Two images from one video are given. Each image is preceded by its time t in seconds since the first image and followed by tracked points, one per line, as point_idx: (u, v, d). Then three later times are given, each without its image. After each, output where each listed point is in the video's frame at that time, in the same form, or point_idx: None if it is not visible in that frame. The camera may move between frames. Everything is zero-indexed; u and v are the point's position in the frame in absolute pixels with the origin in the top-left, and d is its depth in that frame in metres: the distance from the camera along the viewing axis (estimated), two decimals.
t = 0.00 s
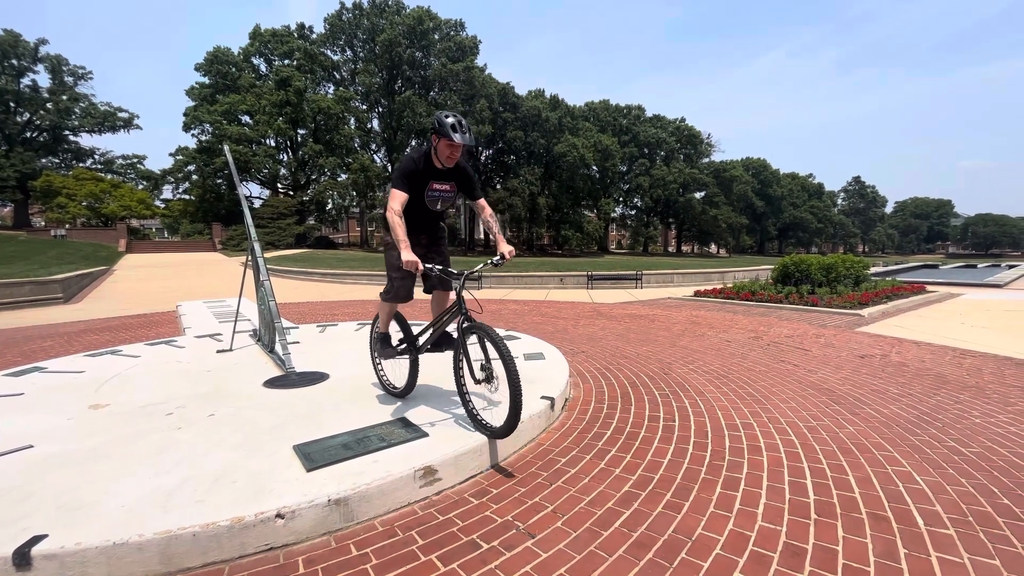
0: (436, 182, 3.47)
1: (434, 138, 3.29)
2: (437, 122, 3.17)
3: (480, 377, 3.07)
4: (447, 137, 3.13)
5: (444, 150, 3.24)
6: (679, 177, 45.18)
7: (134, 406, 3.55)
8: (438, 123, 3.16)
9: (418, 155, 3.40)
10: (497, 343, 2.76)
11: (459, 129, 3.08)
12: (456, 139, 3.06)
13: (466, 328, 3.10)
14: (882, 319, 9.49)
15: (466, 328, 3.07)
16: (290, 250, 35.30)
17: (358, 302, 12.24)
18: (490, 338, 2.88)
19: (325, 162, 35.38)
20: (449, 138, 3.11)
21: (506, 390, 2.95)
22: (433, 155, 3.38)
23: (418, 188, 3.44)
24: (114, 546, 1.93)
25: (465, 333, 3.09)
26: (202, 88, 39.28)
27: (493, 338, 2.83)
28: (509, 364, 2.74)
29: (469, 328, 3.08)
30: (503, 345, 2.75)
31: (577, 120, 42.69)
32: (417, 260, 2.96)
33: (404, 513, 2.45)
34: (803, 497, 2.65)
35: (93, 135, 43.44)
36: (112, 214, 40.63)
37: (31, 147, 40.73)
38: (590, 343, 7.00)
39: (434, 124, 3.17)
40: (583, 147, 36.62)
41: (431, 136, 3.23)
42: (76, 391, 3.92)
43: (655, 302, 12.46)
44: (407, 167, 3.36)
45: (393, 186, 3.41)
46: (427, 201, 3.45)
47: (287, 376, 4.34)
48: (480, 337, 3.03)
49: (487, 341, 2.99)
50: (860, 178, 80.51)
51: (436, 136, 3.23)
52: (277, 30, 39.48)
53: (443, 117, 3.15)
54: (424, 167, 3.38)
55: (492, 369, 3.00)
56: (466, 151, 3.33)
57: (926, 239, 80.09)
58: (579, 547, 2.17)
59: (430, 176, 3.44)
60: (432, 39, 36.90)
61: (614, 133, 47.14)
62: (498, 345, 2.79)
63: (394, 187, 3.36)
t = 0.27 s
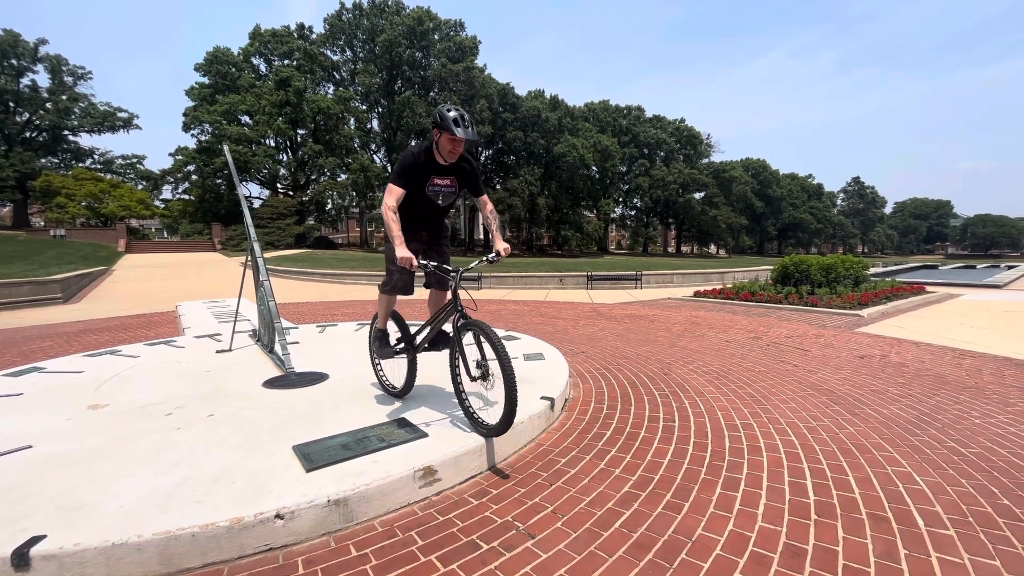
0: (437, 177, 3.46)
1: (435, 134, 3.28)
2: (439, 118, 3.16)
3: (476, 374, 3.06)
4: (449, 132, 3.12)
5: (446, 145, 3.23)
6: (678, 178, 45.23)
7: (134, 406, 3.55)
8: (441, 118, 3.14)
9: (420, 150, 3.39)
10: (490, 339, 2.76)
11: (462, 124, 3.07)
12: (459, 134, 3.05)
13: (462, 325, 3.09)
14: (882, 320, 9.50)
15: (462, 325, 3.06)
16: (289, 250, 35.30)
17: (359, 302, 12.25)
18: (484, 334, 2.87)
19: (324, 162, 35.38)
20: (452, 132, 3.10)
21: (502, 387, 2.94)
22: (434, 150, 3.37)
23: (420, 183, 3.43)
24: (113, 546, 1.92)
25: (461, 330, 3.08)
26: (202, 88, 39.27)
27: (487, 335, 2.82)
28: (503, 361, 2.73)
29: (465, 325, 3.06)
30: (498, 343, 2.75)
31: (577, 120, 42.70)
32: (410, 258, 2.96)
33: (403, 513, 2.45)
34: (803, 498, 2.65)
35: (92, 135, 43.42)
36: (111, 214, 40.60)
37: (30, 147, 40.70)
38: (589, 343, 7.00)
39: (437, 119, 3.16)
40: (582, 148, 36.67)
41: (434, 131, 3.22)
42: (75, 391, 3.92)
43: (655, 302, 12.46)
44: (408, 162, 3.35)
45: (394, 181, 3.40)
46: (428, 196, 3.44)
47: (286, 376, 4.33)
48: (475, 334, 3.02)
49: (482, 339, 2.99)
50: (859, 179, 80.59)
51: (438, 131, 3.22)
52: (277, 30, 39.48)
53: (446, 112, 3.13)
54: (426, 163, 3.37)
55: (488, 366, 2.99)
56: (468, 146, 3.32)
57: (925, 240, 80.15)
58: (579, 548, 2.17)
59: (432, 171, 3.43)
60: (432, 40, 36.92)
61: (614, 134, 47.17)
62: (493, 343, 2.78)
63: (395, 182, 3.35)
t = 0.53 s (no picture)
0: (443, 184, 3.45)
1: (443, 140, 3.28)
2: (447, 124, 3.14)
3: (474, 384, 3.04)
4: (456, 140, 3.12)
5: (453, 151, 3.22)
6: (678, 178, 45.28)
7: (132, 407, 3.54)
8: (448, 124, 3.13)
9: (426, 156, 3.39)
10: (491, 350, 2.74)
11: (469, 133, 3.06)
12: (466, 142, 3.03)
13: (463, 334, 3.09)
14: (881, 321, 9.51)
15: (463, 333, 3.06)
16: (288, 250, 35.27)
17: (358, 303, 12.26)
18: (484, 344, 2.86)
19: (324, 162, 35.37)
20: (459, 140, 3.09)
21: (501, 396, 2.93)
22: (442, 157, 3.36)
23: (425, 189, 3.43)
24: (112, 547, 1.92)
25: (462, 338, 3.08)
26: (201, 88, 39.27)
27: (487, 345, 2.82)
28: (504, 370, 2.72)
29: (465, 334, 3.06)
30: (498, 351, 2.73)
31: (576, 121, 42.74)
32: (416, 266, 2.95)
33: (402, 514, 2.44)
34: (803, 499, 2.65)
35: (92, 135, 43.42)
36: (111, 214, 40.56)
37: (29, 147, 40.66)
38: (588, 344, 7.00)
39: (445, 125, 3.15)
40: (582, 148, 36.74)
41: (441, 138, 3.21)
42: (74, 391, 3.91)
43: (654, 303, 12.48)
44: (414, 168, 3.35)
45: (400, 186, 3.39)
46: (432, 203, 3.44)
47: (285, 377, 4.33)
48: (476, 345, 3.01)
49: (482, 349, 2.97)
50: (858, 180, 80.69)
51: (446, 139, 3.21)
52: (277, 30, 39.50)
53: (454, 119, 3.12)
54: (432, 169, 3.37)
55: (487, 375, 2.98)
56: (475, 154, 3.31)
57: (924, 241, 80.24)
58: (579, 549, 2.16)
59: (438, 177, 3.43)
60: (432, 40, 36.96)
61: (613, 135, 47.22)
62: (494, 352, 2.77)
63: (400, 187, 3.35)
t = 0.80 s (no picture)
0: (441, 191, 3.47)
1: (443, 148, 3.28)
2: (446, 130, 3.15)
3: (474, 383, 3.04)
4: (455, 148, 3.11)
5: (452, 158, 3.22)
6: (676, 179, 45.36)
7: (130, 407, 3.54)
8: (448, 131, 3.13)
9: (427, 162, 3.40)
10: (487, 348, 2.74)
11: (468, 140, 3.06)
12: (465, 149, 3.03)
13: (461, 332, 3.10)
14: (879, 321, 9.54)
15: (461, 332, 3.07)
16: (286, 250, 35.21)
17: (357, 303, 12.26)
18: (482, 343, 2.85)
19: (322, 162, 35.32)
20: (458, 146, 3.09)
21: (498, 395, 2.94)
22: (442, 164, 3.36)
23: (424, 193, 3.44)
24: (110, 548, 1.92)
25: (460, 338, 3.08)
26: (199, 88, 39.20)
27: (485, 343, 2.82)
28: (502, 369, 2.71)
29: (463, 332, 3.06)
30: (496, 349, 2.72)
31: (575, 121, 42.79)
32: (413, 264, 2.94)
33: (401, 515, 2.44)
34: (801, 499, 2.66)
35: (89, 135, 43.32)
36: (108, 214, 40.45)
37: (26, 146, 40.53)
38: (587, 344, 7.01)
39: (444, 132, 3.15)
40: (581, 149, 36.81)
41: (440, 145, 3.22)
42: (71, 392, 3.91)
43: (653, 303, 12.49)
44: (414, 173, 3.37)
45: (399, 189, 3.40)
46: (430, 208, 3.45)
47: (284, 377, 4.33)
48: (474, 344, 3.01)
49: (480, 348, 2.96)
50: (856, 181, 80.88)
51: (445, 146, 3.21)
52: (275, 30, 39.44)
53: (453, 125, 3.12)
54: (431, 174, 3.37)
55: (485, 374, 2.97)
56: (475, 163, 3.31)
57: (922, 242, 80.44)
58: (577, 549, 2.17)
59: (436, 183, 3.44)
60: (431, 40, 36.96)
61: (612, 135, 47.27)
62: (492, 351, 2.75)
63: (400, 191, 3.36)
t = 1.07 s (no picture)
0: (425, 180, 3.47)
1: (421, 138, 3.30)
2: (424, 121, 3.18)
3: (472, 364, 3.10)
4: (434, 135, 3.15)
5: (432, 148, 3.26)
6: (672, 179, 45.50)
7: (125, 408, 3.52)
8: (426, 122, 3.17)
9: (409, 156, 3.43)
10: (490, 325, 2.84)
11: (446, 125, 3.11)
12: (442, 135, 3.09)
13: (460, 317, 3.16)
14: (873, 322, 9.60)
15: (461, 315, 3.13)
16: (282, 250, 35.08)
17: (354, 303, 12.25)
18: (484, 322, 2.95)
19: (319, 162, 35.23)
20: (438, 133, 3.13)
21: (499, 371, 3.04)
22: (423, 154, 3.39)
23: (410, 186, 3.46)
24: (105, 549, 1.91)
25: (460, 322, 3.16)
26: (195, 87, 39.02)
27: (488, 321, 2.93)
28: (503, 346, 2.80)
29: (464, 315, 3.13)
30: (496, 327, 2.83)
31: (572, 121, 42.85)
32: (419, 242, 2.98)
33: (397, 515, 2.44)
34: (795, 498, 2.67)
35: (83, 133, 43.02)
36: (102, 213, 40.17)
37: (19, 145, 40.19)
38: (583, 344, 7.02)
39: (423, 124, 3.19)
40: (578, 149, 36.91)
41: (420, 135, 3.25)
42: (65, 392, 3.88)
43: (649, 303, 12.53)
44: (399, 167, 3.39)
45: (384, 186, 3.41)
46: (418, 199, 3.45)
47: (280, 377, 4.32)
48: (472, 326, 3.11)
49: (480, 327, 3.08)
50: (851, 181, 81.33)
51: (424, 135, 3.24)
52: (271, 29, 39.28)
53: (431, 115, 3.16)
54: (414, 168, 3.40)
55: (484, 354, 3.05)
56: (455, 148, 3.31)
57: (916, 242, 80.99)
58: (573, 549, 2.18)
59: (420, 174, 3.44)
60: (427, 40, 36.93)
61: (609, 136, 47.38)
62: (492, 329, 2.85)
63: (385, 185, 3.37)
